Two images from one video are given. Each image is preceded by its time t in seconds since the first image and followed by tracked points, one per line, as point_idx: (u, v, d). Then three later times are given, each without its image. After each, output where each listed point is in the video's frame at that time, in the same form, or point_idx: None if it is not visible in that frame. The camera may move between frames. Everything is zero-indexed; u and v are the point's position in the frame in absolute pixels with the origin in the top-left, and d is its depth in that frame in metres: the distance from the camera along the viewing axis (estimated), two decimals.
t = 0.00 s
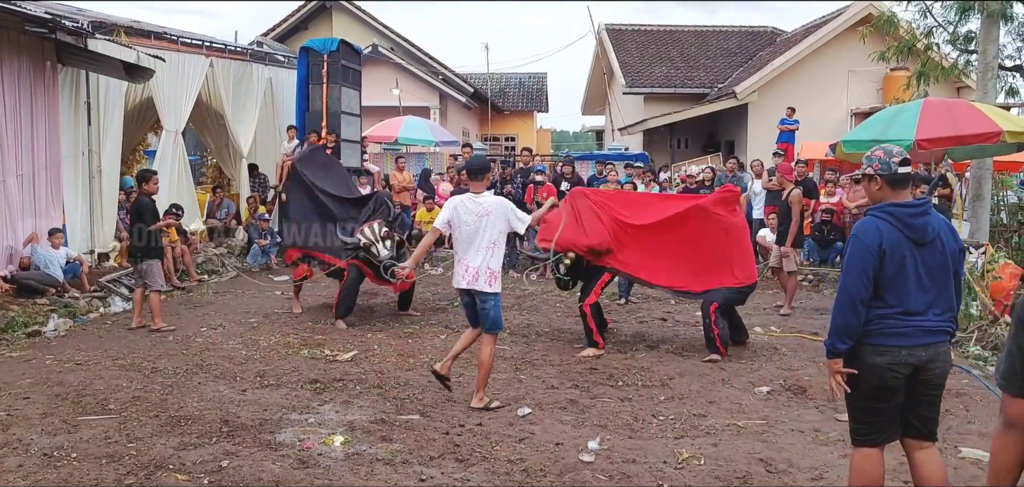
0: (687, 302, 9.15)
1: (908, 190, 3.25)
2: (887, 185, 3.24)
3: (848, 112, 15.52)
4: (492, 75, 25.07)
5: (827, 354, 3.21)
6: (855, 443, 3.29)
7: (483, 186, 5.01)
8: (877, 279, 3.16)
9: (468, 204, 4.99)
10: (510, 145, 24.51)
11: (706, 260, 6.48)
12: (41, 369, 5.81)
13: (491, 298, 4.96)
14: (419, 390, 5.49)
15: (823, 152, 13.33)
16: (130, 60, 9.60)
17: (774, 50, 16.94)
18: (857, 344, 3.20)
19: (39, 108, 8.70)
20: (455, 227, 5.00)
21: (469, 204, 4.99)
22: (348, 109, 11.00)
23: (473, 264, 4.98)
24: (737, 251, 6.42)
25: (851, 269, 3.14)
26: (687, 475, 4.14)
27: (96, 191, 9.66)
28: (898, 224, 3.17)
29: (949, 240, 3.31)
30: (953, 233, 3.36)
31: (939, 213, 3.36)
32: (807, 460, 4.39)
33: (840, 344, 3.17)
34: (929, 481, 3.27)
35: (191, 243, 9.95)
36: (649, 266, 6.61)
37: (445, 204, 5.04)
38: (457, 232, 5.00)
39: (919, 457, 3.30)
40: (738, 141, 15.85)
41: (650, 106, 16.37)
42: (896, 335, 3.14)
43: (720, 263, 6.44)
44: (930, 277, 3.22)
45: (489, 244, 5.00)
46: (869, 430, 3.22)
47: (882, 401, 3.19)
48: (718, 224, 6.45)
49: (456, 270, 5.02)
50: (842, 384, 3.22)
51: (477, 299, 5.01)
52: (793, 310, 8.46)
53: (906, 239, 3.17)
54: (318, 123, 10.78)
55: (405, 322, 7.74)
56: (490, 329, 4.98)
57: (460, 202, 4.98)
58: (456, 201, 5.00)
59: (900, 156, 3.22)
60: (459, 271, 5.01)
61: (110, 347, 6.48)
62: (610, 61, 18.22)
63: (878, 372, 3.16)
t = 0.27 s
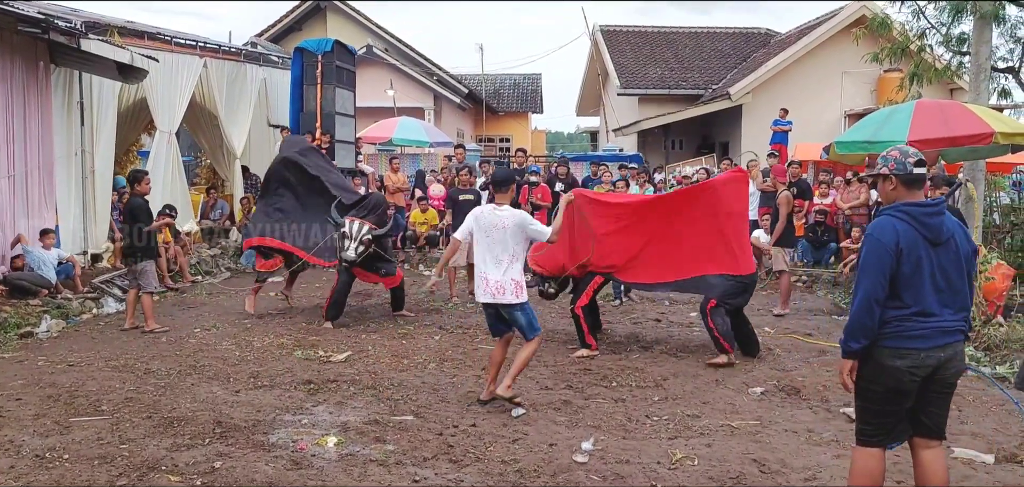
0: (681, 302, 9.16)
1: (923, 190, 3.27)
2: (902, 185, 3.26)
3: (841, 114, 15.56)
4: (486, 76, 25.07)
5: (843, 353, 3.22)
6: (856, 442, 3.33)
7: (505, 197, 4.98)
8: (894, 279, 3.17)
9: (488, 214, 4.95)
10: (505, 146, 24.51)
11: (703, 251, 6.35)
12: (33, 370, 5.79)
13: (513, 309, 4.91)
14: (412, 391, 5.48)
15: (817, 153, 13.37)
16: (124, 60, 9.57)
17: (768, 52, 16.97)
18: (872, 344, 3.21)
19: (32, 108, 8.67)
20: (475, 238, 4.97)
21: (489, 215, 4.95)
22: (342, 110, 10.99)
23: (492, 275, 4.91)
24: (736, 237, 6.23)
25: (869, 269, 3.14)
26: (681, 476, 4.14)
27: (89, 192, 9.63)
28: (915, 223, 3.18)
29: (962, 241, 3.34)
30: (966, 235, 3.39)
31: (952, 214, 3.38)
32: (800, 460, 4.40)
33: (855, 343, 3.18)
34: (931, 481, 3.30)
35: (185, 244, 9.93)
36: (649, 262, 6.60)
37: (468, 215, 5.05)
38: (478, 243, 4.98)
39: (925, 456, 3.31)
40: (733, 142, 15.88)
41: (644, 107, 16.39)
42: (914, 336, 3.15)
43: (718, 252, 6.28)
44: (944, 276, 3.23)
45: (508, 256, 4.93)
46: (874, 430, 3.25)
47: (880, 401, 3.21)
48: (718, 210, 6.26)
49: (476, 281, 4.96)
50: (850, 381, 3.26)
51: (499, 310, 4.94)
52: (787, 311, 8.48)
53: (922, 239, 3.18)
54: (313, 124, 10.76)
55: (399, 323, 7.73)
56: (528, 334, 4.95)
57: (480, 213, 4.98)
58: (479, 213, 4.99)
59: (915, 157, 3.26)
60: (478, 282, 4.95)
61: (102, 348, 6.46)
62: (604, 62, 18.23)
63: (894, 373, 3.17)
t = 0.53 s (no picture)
0: (678, 302, 9.17)
1: (933, 190, 3.30)
2: (913, 185, 3.28)
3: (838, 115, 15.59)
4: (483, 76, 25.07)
5: (854, 352, 3.23)
6: (851, 436, 3.39)
7: (535, 196, 5.05)
8: (908, 277, 3.18)
9: (519, 215, 5.03)
10: (502, 146, 24.50)
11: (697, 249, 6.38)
12: (30, 370, 5.79)
13: (545, 306, 4.91)
14: (410, 390, 5.49)
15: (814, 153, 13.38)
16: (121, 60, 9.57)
17: (765, 52, 17.00)
18: (884, 344, 3.22)
19: (29, 108, 8.66)
20: (509, 240, 5.07)
21: (520, 215, 5.04)
22: (340, 110, 10.99)
23: (524, 273, 4.95)
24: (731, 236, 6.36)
25: (884, 268, 3.15)
26: (678, 475, 4.15)
27: (86, 192, 9.62)
28: (928, 221, 3.20)
29: (970, 242, 3.37)
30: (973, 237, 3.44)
31: (959, 215, 3.43)
32: (797, 460, 4.41)
33: (870, 342, 3.18)
34: (931, 480, 3.30)
35: (182, 244, 9.93)
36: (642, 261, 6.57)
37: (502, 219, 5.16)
38: (512, 245, 5.06)
39: (925, 455, 3.32)
40: (730, 143, 15.90)
41: (641, 107, 16.40)
42: (925, 336, 3.17)
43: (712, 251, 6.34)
44: (956, 276, 3.26)
45: (539, 254, 4.97)
46: (871, 425, 3.30)
47: (882, 402, 3.26)
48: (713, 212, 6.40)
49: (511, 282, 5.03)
50: (866, 381, 3.25)
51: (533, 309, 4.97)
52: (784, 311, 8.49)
53: (935, 238, 3.21)
54: (310, 124, 10.76)
55: (396, 323, 7.73)
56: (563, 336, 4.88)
57: (511, 215, 5.06)
58: (508, 213, 5.07)
59: (926, 157, 3.27)
60: (513, 282, 5.01)
61: (99, 348, 6.45)
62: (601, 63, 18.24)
63: (904, 373, 3.19)
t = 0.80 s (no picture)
0: (678, 303, 9.18)
1: (937, 190, 3.31)
2: (917, 185, 3.30)
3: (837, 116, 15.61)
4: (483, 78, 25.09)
5: (856, 351, 3.24)
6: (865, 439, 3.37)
7: (560, 187, 5.01)
8: (911, 277, 3.20)
9: (545, 205, 4.96)
10: (501, 147, 24.51)
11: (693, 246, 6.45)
12: (31, 371, 5.79)
13: (564, 300, 4.93)
14: (410, 391, 5.50)
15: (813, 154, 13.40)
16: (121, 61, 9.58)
17: (764, 53, 17.02)
18: (886, 344, 3.23)
19: (29, 109, 8.67)
20: (532, 230, 4.97)
21: (545, 205, 4.97)
22: (340, 111, 11.00)
23: (547, 265, 4.94)
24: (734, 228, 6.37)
25: (888, 267, 3.17)
26: (678, 476, 4.16)
27: (86, 193, 9.63)
28: (932, 221, 3.22)
29: (973, 243, 3.39)
30: (975, 238, 3.46)
31: (963, 216, 3.45)
32: (796, 460, 4.42)
33: (871, 341, 3.20)
34: (930, 481, 3.30)
35: (182, 245, 9.94)
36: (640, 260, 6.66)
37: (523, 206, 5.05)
38: (534, 235, 4.97)
39: (927, 456, 3.32)
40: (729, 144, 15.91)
41: (641, 108, 16.42)
42: (928, 336, 3.18)
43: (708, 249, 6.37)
44: (959, 277, 3.28)
45: (565, 245, 4.93)
46: (884, 429, 3.28)
47: (882, 402, 3.27)
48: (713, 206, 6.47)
49: (530, 271, 4.99)
50: (863, 379, 3.27)
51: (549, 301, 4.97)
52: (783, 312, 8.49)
53: (938, 238, 3.22)
54: (310, 125, 10.77)
55: (396, 323, 7.74)
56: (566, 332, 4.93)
57: (536, 204, 4.97)
58: (532, 204, 4.98)
59: (932, 157, 3.28)
60: (533, 272, 4.97)
61: (100, 349, 6.45)
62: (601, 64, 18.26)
63: (907, 373, 3.20)
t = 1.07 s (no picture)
0: (679, 304, 9.18)
1: (939, 191, 3.32)
2: (918, 185, 3.30)
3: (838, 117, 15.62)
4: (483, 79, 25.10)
5: (861, 353, 3.25)
6: (865, 440, 3.38)
7: (575, 189, 5.03)
8: (916, 278, 3.20)
9: (561, 207, 4.98)
10: (501, 148, 24.52)
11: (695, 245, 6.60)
12: (32, 371, 5.80)
13: (589, 301, 4.99)
14: (411, 391, 5.50)
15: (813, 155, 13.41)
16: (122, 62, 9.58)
17: (765, 55, 17.03)
18: (891, 344, 3.24)
19: (31, 111, 8.68)
20: (550, 232, 4.99)
21: (561, 207, 4.99)
22: (341, 113, 11.02)
23: (569, 267, 4.97)
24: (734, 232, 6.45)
25: (892, 269, 3.17)
26: (679, 476, 4.16)
27: (87, 194, 9.64)
28: (935, 222, 3.23)
29: (975, 244, 3.41)
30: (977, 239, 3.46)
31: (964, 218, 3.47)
32: (797, 461, 4.43)
33: (875, 342, 3.20)
34: (932, 480, 3.31)
35: (183, 246, 9.95)
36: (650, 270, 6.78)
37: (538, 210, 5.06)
38: (553, 237, 4.98)
39: (928, 456, 3.32)
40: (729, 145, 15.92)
41: (641, 110, 16.43)
42: (933, 336, 3.19)
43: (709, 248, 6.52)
44: (963, 278, 3.29)
45: (584, 246, 4.97)
46: (887, 429, 3.29)
47: (883, 403, 3.28)
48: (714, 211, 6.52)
49: (551, 274, 5.01)
50: (865, 381, 3.28)
51: (573, 303, 5.01)
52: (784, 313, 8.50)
53: (942, 239, 3.23)
54: (310, 126, 10.78)
55: (397, 324, 7.74)
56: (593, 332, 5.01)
57: (552, 207, 4.99)
58: (549, 207, 4.99)
59: (933, 158, 3.29)
60: (554, 275, 4.99)
61: (101, 350, 6.46)
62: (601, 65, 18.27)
63: (912, 373, 3.21)
